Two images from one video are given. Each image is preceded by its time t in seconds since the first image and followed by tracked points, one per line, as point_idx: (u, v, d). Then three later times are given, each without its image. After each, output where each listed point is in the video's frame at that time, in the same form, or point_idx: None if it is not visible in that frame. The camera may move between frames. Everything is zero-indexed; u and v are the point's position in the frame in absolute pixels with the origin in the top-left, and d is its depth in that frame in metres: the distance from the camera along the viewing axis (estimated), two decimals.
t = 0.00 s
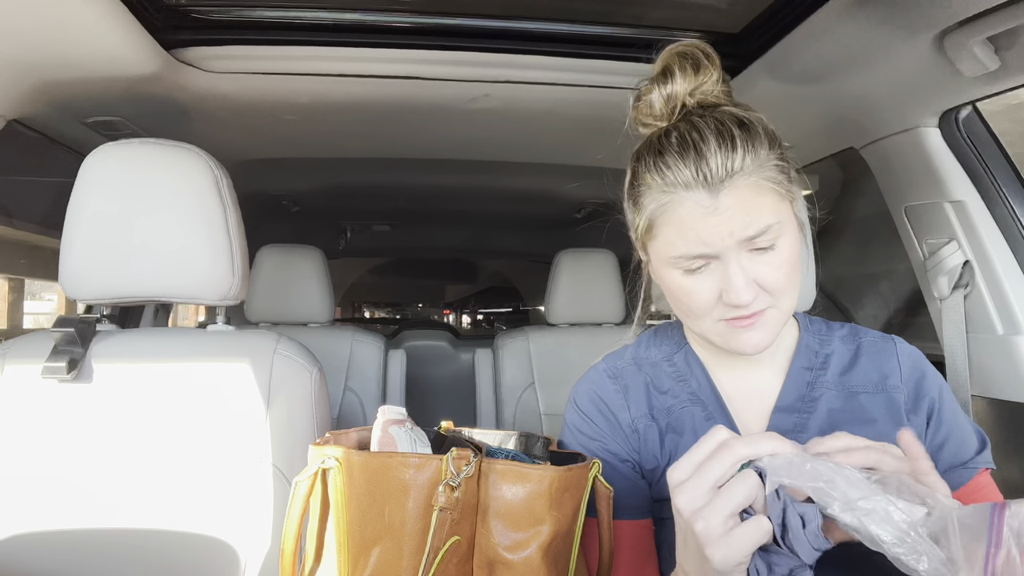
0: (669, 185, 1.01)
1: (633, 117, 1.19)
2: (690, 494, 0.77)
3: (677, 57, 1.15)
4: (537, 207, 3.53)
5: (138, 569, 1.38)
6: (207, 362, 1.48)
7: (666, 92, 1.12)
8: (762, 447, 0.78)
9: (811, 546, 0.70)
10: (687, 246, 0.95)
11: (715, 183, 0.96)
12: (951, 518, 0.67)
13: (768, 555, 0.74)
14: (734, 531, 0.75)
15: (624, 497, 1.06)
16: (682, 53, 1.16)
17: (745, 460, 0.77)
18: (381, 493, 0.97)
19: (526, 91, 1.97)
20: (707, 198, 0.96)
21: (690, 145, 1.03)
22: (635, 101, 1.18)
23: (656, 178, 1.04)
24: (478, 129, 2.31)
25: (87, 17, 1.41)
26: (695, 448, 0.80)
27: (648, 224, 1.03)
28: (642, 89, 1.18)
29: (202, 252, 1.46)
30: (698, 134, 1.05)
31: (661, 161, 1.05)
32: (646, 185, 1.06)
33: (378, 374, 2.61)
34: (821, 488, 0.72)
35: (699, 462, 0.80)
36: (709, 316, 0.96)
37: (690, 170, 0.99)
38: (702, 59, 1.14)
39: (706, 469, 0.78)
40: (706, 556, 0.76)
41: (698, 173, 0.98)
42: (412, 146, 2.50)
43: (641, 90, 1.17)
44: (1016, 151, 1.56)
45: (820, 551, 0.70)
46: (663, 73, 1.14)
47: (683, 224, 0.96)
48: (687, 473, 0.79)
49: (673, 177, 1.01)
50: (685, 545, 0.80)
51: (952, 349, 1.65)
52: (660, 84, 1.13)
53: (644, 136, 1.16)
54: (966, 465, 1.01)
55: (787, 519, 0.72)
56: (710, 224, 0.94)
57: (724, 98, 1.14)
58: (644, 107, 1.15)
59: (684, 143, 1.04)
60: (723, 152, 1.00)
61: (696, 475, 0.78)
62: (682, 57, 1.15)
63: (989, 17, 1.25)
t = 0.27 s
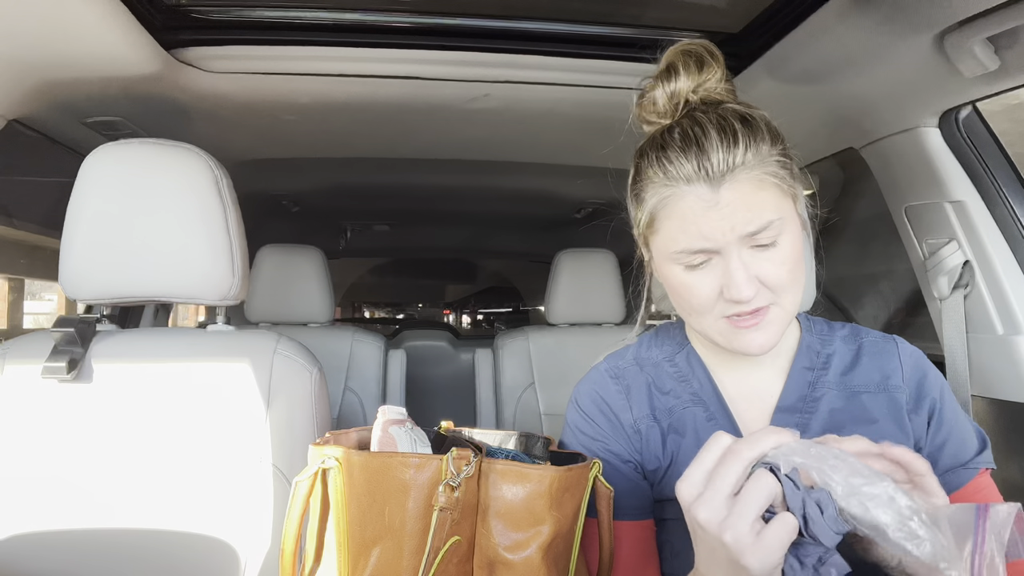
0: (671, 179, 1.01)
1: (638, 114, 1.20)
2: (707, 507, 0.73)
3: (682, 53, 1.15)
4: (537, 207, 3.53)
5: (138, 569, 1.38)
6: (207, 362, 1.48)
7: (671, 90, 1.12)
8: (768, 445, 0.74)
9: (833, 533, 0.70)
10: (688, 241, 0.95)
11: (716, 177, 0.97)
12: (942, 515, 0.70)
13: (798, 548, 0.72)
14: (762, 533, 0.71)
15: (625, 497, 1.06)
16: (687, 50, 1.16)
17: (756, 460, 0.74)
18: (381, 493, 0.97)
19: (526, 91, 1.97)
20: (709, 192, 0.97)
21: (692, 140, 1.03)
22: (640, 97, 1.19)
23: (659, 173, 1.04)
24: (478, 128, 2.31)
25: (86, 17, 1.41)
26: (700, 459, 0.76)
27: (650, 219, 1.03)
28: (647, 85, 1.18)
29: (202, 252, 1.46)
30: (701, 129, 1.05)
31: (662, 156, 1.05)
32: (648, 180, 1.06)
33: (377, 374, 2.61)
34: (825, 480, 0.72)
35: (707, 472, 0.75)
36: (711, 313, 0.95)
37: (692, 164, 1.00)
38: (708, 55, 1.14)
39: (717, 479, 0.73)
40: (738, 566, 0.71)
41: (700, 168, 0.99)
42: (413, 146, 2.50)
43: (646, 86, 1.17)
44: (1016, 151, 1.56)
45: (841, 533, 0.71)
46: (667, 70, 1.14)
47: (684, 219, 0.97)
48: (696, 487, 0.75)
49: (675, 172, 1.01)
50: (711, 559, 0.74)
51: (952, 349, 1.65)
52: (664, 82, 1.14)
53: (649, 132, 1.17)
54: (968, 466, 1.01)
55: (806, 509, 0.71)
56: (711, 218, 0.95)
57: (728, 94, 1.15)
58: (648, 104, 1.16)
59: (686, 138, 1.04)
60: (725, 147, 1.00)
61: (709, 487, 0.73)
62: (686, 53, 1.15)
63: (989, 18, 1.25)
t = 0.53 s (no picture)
0: (672, 176, 1.02)
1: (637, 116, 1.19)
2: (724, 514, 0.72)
3: (680, 53, 1.15)
4: (537, 207, 3.53)
5: (138, 569, 1.38)
6: (207, 362, 1.48)
7: (670, 89, 1.12)
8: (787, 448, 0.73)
9: (843, 541, 0.71)
10: (689, 238, 0.95)
11: (717, 174, 0.97)
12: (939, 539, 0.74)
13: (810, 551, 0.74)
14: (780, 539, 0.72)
15: (625, 497, 1.06)
16: (685, 49, 1.16)
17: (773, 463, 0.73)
18: (381, 493, 0.97)
19: (526, 91, 1.97)
20: (710, 189, 0.97)
21: (693, 139, 1.03)
22: (639, 98, 1.18)
23: (659, 171, 1.04)
24: (478, 128, 2.31)
25: (86, 17, 1.41)
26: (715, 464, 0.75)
27: (651, 217, 1.03)
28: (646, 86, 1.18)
29: (202, 252, 1.46)
30: (701, 127, 1.05)
31: (663, 155, 1.05)
32: (649, 179, 1.06)
33: (377, 373, 2.61)
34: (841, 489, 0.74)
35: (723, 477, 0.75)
36: (713, 312, 0.95)
37: (692, 162, 1.00)
38: (706, 54, 1.14)
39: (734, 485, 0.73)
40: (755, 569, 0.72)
41: (701, 165, 0.99)
42: (412, 146, 2.50)
43: (645, 87, 1.16)
44: (1016, 151, 1.56)
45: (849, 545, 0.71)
46: (666, 70, 1.14)
47: (685, 216, 0.97)
48: (711, 493, 0.74)
49: (676, 170, 1.01)
50: (724, 563, 0.75)
51: (952, 348, 1.64)
52: (663, 82, 1.13)
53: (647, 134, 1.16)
54: (969, 465, 1.01)
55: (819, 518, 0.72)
56: (712, 215, 0.95)
57: (727, 93, 1.14)
58: (647, 103, 1.15)
59: (687, 137, 1.04)
60: (726, 145, 1.00)
61: (726, 493, 0.73)
62: (685, 53, 1.15)
63: (989, 18, 1.25)
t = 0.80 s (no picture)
0: (668, 173, 1.02)
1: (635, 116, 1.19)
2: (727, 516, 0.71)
3: (679, 53, 1.15)
4: (537, 207, 3.53)
5: (138, 569, 1.38)
6: (207, 362, 1.48)
7: (668, 89, 1.11)
8: (788, 450, 0.73)
9: (844, 545, 0.72)
10: (686, 233, 0.96)
11: (713, 170, 0.98)
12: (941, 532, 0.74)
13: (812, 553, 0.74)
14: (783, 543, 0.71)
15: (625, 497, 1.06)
16: (683, 48, 1.16)
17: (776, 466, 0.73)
18: (381, 494, 0.97)
19: (526, 91, 1.97)
20: (706, 184, 0.98)
21: (689, 136, 1.03)
22: (638, 98, 1.18)
23: (656, 168, 1.04)
24: (479, 128, 2.31)
25: (85, 17, 1.41)
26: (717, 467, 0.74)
27: (647, 214, 1.04)
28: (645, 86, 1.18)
29: (202, 252, 1.46)
30: (698, 124, 1.05)
31: (660, 152, 1.05)
32: (646, 176, 1.07)
33: (377, 373, 2.61)
34: (846, 487, 0.74)
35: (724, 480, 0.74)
36: (709, 308, 0.95)
37: (689, 158, 1.00)
38: (705, 53, 1.14)
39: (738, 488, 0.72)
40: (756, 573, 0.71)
41: (696, 161, 0.99)
42: (412, 146, 2.50)
43: (643, 87, 1.16)
44: (1016, 151, 1.56)
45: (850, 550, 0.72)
46: (664, 69, 1.13)
47: (681, 212, 0.98)
48: (714, 495, 0.73)
49: (672, 166, 1.02)
50: (724, 565, 0.74)
51: (952, 348, 1.63)
52: (662, 81, 1.13)
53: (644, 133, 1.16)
54: (968, 466, 1.01)
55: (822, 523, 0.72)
56: (709, 211, 0.95)
57: (726, 92, 1.14)
58: (645, 104, 1.15)
59: (683, 134, 1.05)
60: (722, 142, 1.01)
61: (728, 496, 0.72)
62: (683, 52, 1.14)
63: (989, 18, 1.25)
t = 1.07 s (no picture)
0: (660, 167, 1.02)
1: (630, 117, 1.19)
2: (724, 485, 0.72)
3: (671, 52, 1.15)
4: (537, 207, 3.52)
5: (138, 569, 1.38)
6: (207, 362, 1.48)
7: (661, 88, 1.12)
8: (794, 429, 0.73)
9: (832, 527, 0.69)
10: (677, 225, 0.96)
11: (704, 163, 0.98)
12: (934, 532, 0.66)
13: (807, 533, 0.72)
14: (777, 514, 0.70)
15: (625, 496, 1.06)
16: (676, 48, 1.16)
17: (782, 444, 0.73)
18: (381, 493, 0.97)
19: (526, 91, 1.97)
20: (697, 176, 0.98)
21: (681, 130, 1.04)
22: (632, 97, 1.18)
23: (649, 163, 1.05)
24: (479, 128, 2.31)
25: (86, 17, 1.41)
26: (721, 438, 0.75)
27: (640, 208, 1.04)
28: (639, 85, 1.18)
29: (202, 252, 1.46)
30: (689, 119, 1.06)
31: (653, 147, 1.06)
32: (639, 171, 1.07)
33: (377, 373, 2.61)
34: (843, 466, 0.69)
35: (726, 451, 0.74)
36: (704, 302, 0.94)
37: (681, 152, 1.01)
38: (698, 52, 1.14)
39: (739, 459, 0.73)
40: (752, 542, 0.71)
41: (687, 154, 1.00)
42: (413, 146, 2.50)
43: (637, 86, 1.17)
44: (1016, 151, 1.56)
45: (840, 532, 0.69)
46: (657, 69, 1.14)
47: (673, 203, 0.98)
48: (714, 464, 0.74)
49: (663, 160, 1.02)
50: (721, 535, 0.74)
51: (952, 348, 1.63)
52: (654, 80, 1.13)
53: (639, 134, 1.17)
54: (968, 465, 1.01)
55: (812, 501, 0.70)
56: (700, 201, 0.96)
57: (718, 91, 1.14)
58: (638, 103, 1.15)
59: (675, 129, 1.05)
60: (713, 135, 1.01)
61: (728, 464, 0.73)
62: (676, 51, 1.15)
63: (989, 18, 1.25)
